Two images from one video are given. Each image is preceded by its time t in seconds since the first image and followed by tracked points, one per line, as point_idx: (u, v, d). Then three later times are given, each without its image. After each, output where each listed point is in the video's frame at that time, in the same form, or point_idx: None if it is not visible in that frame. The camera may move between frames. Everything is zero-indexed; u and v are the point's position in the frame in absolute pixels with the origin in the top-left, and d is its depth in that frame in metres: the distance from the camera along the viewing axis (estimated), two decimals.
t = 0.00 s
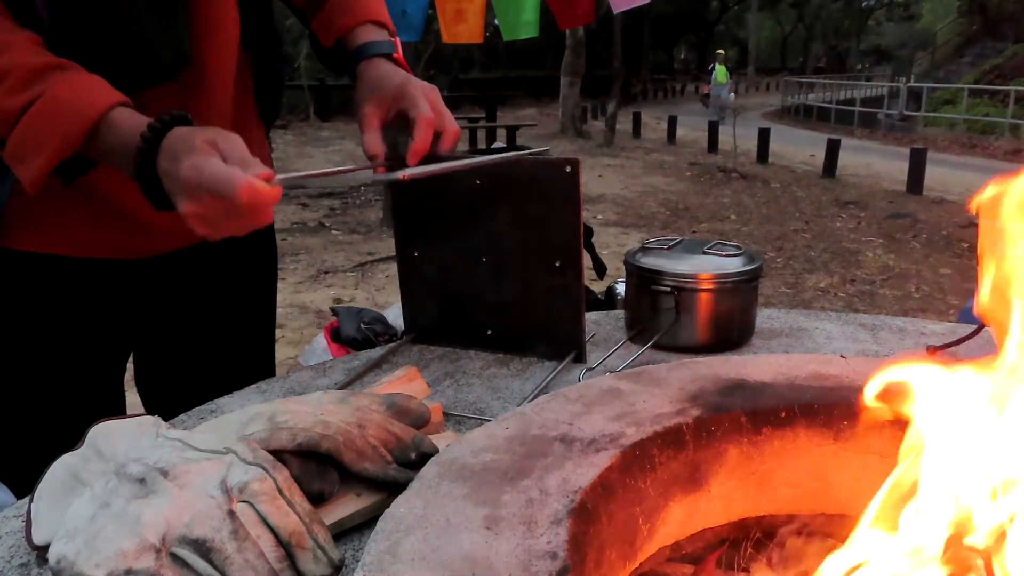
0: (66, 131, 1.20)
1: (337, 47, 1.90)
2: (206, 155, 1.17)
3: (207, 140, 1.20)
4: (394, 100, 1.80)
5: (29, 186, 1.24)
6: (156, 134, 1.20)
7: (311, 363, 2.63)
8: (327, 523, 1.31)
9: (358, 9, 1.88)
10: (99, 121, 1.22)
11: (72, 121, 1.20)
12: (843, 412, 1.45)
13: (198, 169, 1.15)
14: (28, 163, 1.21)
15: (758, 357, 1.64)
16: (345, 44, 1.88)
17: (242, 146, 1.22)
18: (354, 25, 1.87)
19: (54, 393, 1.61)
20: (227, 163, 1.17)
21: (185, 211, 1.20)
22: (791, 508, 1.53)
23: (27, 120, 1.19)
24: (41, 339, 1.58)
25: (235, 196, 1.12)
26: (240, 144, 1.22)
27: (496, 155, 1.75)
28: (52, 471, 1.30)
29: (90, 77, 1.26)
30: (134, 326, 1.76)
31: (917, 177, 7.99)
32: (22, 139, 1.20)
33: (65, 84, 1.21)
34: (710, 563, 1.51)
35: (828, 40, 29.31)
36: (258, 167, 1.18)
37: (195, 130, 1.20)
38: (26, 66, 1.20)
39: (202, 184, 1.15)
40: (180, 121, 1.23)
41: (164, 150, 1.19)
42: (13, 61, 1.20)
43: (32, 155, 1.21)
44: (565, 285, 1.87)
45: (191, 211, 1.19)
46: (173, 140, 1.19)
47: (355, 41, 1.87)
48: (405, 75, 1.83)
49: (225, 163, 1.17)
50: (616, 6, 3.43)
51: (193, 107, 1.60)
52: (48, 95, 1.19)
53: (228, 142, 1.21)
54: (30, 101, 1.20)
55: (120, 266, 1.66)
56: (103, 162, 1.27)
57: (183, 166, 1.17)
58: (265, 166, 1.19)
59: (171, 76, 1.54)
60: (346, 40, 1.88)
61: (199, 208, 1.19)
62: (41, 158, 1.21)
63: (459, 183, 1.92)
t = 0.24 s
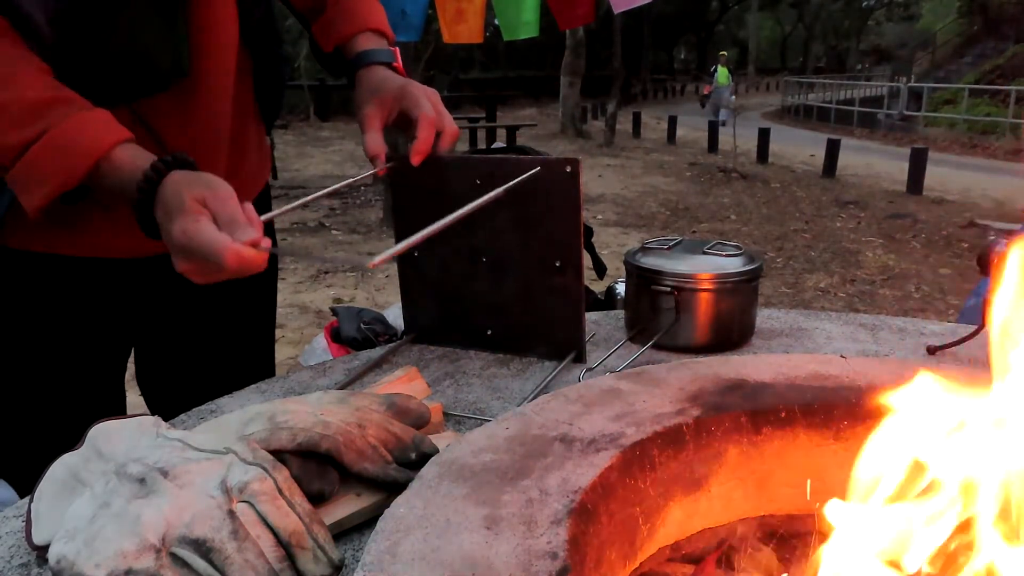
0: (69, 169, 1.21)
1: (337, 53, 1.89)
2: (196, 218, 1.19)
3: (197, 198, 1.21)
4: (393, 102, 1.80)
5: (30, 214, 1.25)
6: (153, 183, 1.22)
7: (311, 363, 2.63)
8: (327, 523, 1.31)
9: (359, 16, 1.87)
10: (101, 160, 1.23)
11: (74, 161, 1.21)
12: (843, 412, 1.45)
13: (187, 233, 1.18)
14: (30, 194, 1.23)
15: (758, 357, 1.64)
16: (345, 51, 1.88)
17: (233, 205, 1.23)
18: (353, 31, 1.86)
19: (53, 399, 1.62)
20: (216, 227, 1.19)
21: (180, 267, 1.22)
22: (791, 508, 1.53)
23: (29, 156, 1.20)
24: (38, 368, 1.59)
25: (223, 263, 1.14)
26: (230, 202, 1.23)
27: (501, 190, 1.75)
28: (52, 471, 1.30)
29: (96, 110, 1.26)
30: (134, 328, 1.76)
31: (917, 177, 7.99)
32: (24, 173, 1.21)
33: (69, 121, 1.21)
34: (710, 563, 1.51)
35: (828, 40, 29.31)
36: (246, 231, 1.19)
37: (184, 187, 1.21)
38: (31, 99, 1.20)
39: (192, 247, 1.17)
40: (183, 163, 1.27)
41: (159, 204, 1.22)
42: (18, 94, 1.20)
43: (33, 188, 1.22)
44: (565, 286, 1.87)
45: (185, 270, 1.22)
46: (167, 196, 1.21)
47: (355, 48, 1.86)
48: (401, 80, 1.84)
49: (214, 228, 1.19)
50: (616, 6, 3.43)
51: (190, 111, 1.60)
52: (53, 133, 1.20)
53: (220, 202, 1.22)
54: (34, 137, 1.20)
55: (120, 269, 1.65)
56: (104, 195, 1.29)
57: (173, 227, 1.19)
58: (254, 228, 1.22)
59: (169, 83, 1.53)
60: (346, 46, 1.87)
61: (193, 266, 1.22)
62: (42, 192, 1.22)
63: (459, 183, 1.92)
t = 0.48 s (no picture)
0: (79, 193, 1.21)
1: (340, 57, 1.89)
2: (204, 256, 1.19)
3: (205, 233, 1.22)
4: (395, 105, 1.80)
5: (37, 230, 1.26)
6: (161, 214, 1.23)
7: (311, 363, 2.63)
8: (327, 523, 1.31)
9: (362, 19, 1.87)
10: (112, 183, 1.24)
11: (86, 186, 1.21)
12: (843, 412, 1.45)
13: (196, 270, 1.19)
14: (38, 214, 1.23)
15: (758, 357, 1.64)
16: (348, 54, 1.88)
17: (241, 238, 1.23)
18: (356, 36, 1.86)
19: (53, 400, 1.62)
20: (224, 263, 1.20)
21: (191, 298, 1.24)
22: (791, 508, 1.53)
23: (41, 179, 1.19)
24: (40, 374, 1.60)
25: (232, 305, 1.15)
26: (236, 236, 1.23)
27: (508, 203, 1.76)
28: (52, 471, 1.30)
29: (107, 131, 1.26)
30: (133, 327, 1.76)
31: (917, 177, 7.99)
32: (35, 195, 1.21)
33: (83, 145, 1.21)
34: (710, 563, 1.51)
35: (828, 40, 29.30)
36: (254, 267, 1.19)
37: (191, 222, 1.21)
38: (43, 119, 1.19)
39: (202, 285, 1.19)
40: (191, 189, 1.27)
41: (169, 236, 1.23)
42: (31, 113, 1.19)
43: (42, 209, 1.22)
44: (565, 286, 1.87)
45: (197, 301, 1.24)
46: (174, 230, 1.22)
47: (358, 51, 1.87)
48: (405, 82, 1.83)
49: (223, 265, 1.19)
50: (616, 6, 3.43)
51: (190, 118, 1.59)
52: (66, 156, 1.20)
53: (227, 235, 1.23)
54: (46, 158, 1.20)
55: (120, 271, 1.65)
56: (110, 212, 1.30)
57: (183, 263, 1.20)
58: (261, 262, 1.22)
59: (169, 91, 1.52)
60: (348, 49, 1.87)
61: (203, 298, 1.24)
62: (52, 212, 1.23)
63: (459, 184, 1.92)
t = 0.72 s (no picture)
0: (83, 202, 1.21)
1: (342, 59, 1.89)
2: (209, 271, 1.20)
3: (209, 247, 1.22)
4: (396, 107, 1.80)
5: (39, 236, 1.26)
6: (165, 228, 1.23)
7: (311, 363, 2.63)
8: (327, 523, 1.31)
9: (366, 20, 1.87)
10: (116, 194, 1.24)
11: (89, 194, 1.21)
12: (843, 412, 1.45)
13: (201, 285, 1.20)
14: (39, 220, 1.22)
15: (759, 357, 1.64)
16: (350, 56, 1.88)
17: (244, 252, 1.24)
18: (359, 38, 1.86)
19: (54, 399, 1.62)
20: (230, 278, 1.21)
21: (198, 311, 1.26)
22: (792, 508, 1.53)
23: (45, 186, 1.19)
24: (40, 374, 1.60)
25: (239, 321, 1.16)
26: (239, 249, 1.24)
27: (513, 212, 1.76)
28: (52, 471, 1.30)
29: (114, 141, 1.26)
30: (133, 326, 1.76)
31: (917, 177, 7.99)
32: (37, 202, 1.21)
33: (88, 154, 1.21)
34: (710, 563, 1.51)
35: (829, 40, 29.30)
36: (257, 278, 1.20)
37: (195, 237, 1.22)
38: (49, 127, 1.19)
39: (208, 299, 1.20)
40: (195, 202, 1.27)
41: (174, 249, 1.23)
42: (36, 120, 1.19)
43: (44, 216, 1.22)
44: (564, 286, 1.87)
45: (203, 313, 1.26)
46: (179, 243, 1.23)
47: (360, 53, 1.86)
48: (406, 83, 1.83)
49: (229, 280, 1.20)
50: (616, 6, 3.43)
51: (190, 120, 1.59)
52: (71, 164, 1.20)
53: (232, 249, 1.23)
54: (50, 166, 1.19)
55: (120, 270, 1.65)
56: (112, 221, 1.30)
57: (188, 277, 1.21)
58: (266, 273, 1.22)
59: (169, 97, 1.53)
60: (350, 51, 1.87)
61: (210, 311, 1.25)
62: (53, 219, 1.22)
63: (459, 184, 1.92)
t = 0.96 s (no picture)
0: (83, 201, 1.21)
1: (342, 60, 1.89)
2: (207, 270, 1.22)
3: (208, 246, 1.23)
4: (396, 107, 1.80)
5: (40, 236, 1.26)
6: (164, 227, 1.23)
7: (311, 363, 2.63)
8: (327, 523, 1.31)
9: (366, 21, 1.87)
10: (117, 193, 1.24)
11: (89, 194, 1.21)
12: (844, 412, 1.45)
13: (201, 285, 1.21)
14: (40, 220, 1.23)
15: (759, 357, 1.64)
16: (350, 57, 1.88)
17: (243, 250, 1.25)
18: (358, 39, 1.86)
19: (54, 399, 1.62)
20: (229, 277, 1.23)
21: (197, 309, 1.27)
22: (791, 507, 1.53)
23: (45, 185, 1.19)
24: (40, 373, 1.60)
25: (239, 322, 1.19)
26: (239, 247, 1.25)
27: (506, 207, 1.76)
28: (52, 471, 1.30)
29: (114, 140, 1.26)
30: (133, 326, 1.76)
31: (917, 177, 7.99)
32: (37, 201, 1.21)
33: (88, 154, 1.21)
34: (710, 563, 1.51)
35: (829, 40, 29.31)
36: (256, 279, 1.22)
37: (194, 235, 1.22)
38: (49, 127, 1.19)
39: (207, 297, 1.22)
40: (194, 199, 1.27)
41: (173, 247, 1.24)
42: (37, 120, 1.19)
43: (44, 215, 1.22)
44: (564, 286, 1.87)
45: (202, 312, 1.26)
46: (178, 242, 1.23)
47: (359, 53, 1.87)
48: (405, 83, 1.83)
49: (228, 280, 1.22)
50: (616, 7, 3.43)
51: (191, 120, 1.59)
52: (71, 163, 1.20)
53: (231, 248, 1.24)
54: (50, 166, 1.20)
55: (120, 270, 1.65)
56: (112, 220, 1.30)
57: (187, 276, 1.22)
58: (264, 272, 1.24)
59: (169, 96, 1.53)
60: (349, 51, 1.87)
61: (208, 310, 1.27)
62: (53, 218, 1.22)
63: (459, 184, 1.92)
